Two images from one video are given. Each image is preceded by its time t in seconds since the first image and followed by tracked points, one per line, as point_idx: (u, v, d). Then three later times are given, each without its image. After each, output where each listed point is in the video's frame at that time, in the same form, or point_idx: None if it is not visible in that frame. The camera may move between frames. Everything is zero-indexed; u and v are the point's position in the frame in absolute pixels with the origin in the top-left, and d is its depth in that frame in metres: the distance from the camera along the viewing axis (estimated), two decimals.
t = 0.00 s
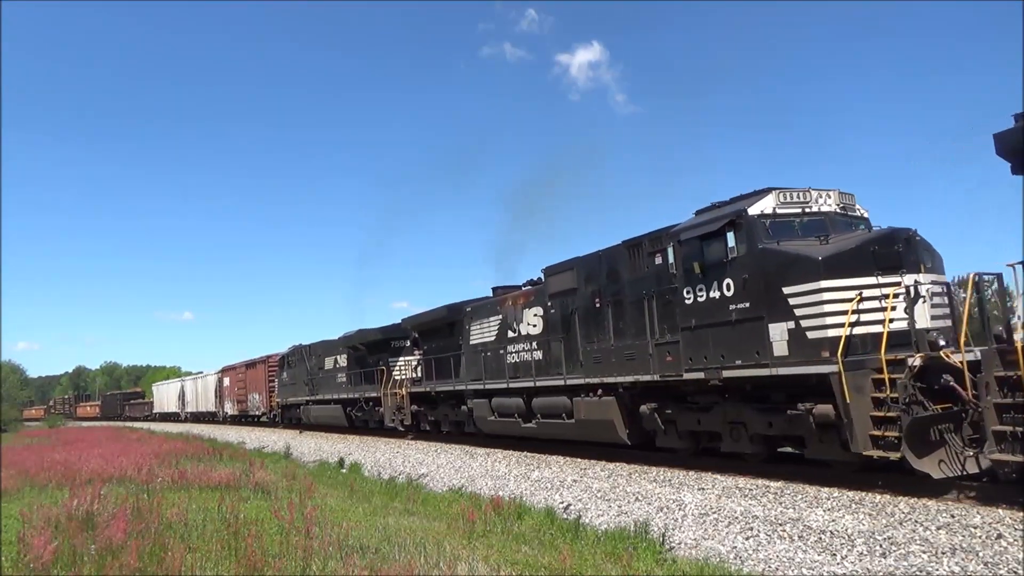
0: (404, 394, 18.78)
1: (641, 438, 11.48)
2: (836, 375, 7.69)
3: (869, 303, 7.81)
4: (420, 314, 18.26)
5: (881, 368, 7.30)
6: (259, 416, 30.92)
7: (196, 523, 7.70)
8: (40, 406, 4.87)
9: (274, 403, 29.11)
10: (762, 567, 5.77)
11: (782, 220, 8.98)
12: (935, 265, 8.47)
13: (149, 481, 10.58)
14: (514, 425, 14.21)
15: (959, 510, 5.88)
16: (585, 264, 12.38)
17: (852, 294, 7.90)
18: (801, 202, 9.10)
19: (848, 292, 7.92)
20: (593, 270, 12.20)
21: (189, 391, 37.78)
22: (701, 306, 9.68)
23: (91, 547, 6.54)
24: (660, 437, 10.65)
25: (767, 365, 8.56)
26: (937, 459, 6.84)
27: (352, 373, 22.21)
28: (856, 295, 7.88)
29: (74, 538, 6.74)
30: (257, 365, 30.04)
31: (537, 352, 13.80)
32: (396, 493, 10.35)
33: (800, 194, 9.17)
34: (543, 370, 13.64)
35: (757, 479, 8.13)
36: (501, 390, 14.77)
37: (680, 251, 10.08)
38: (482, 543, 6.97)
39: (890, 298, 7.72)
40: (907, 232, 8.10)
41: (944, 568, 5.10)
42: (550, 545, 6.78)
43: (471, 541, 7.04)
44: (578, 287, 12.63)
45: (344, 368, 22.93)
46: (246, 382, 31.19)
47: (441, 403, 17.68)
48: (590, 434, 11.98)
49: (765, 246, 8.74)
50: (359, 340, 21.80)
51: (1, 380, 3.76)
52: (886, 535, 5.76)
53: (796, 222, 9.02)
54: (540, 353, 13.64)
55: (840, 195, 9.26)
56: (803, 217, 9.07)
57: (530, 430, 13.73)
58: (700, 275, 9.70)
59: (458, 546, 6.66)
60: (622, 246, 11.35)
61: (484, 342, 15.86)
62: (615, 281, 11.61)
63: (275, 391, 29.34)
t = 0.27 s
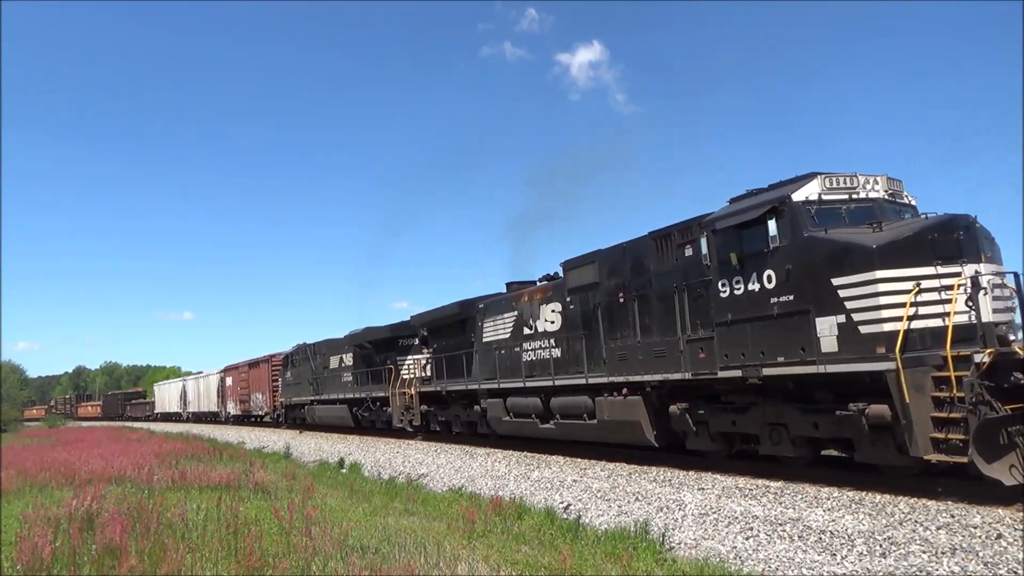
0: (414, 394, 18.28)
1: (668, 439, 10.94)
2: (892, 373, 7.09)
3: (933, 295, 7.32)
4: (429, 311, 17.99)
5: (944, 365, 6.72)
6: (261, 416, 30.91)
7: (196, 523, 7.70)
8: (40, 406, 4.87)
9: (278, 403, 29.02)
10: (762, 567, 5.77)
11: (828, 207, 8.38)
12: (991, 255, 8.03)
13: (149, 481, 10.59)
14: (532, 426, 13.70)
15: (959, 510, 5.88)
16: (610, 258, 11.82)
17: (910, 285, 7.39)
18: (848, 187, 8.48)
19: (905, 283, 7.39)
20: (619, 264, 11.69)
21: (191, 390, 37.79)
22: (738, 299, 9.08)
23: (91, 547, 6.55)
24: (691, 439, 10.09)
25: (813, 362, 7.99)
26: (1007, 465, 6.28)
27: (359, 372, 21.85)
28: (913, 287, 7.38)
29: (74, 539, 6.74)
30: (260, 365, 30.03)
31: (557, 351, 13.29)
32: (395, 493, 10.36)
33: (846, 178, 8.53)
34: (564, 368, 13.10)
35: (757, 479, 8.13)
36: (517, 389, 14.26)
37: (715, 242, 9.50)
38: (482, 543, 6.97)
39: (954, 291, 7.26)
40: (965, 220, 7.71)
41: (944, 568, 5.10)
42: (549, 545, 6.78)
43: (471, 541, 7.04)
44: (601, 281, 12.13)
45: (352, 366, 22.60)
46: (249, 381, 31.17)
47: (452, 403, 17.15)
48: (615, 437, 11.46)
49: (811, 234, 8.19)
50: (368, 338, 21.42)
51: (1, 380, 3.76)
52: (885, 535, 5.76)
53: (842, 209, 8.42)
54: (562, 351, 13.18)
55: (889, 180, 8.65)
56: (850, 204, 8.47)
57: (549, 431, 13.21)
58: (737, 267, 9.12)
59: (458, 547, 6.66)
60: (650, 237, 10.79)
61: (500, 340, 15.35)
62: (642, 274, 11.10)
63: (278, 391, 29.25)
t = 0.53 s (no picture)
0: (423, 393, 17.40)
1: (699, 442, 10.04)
2: (960, 370, 6.40)
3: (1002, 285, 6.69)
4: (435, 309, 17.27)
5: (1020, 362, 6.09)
6: (264, 416, 30.87)
7: (197, 523, 7.71)
8: (40, 406, 4.87)
9: (281, 403, 28.88)
10: (762, 567, 5.77)
11: (880, 192, 7.66)
12: None
13: (149, 481, 10.60)
14: (550, 427, 12.77)
15: (959, 510, 5.88)
16: (633, 249, 11.03)
17: (977, 276, 6.71)
18: (903, 170, 7.78)
19: (972, 273, 6.71)
20: (642, 256, 10.86)
21: (193, 390, 37.77)
22: (781, 291, 8.31)
23: (91, 547, 6.55)
24: (726, 441, 9.23)
25: (868, 360, 7.22)
26: None
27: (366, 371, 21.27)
28: (982, 278, 6.69)
29: (74, 539, 6.74)
30: (263, 364, 29.96)
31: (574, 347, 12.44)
32: (395, 493, 10.36)
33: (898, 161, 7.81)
34: (584, 367, 12.20)
35: (757, 479, 8.13)
36: (533, 388, 13.30)
37: (753, 230, 8.74)
38: (483, 543, 6.97)
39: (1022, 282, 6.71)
40: None
41: (944, 568, 5.10)
42: (549, 545, 6.78)
43: (471, 541, 7.04)
44: (623, 275, 11.27)
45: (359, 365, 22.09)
46: (252, 381, 31.10)
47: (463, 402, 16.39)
48: (641, 439, 10.56)
49: (865, 220, 7.45)
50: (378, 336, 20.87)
51: (1, 380, 3.75)
52: (886, 535, 5.76)
53: (896, 194, 7.70)
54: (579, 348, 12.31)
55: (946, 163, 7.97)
56: (904, 188, 7.76)
57: (568, 433, 12.30)
58: (778, 257, 8.36)
59: (458, 547, 6.66)
60: (679, 226, 10.02)
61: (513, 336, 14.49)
62: (668, 267, 10.29)
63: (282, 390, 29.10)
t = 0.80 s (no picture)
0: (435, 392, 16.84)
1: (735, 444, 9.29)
2: None
3: None
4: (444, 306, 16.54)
5: None
6: (267, 415, 30.82)
7: (197, 523, 7.71)
8: (40, 407, 4.86)
9: (284, 402, 28.82)
10: (762, 567, 5.77)
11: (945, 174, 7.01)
12: None
13: (149, 481, 10.60)
14: (570, 428, 12.02)
15: (959, 510, 5.88)
16: (662, 240, 10.38)
17: None
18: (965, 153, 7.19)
19: None
20: (672, 247, 10.19)
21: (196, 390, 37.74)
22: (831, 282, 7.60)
23: (92, 547, 6.55)
24: (765, 444, 8.50)
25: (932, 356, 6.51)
26: None
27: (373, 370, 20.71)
28: None
29: (75, 539, 6.73)
30: (267, 364, 29.89)
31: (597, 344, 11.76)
32: (396, 493, 10.36)
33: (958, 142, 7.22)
34: (607, 365, 11.50)
35: (757, 479, 8.13)
36: (552, 387, 12.62)
37: (800, 218, 8.07)
38: (483, 543, 6.97)
39: None
40: None
41: (944, 568, 5.10)
42: (550, 546, 6.78)
43: (472, 541, 7.05)
44: (649, 268, 10.60)
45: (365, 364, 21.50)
46: (256, 381, 31.01)
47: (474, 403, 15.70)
48: (671, 441, 9.83)
49: (928, 203, 6.78)
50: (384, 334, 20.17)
51: (1, 380, 3.75)
52: (886, 535, 5.76)
53: (960, 177, 7.04)
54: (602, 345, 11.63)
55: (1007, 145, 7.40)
56: (967, 169, 7.12)
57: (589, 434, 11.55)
58: (828, 245, 7.69)
59: (459, 547, 6.66)
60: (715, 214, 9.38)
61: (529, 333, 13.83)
62: (701, 259, 9.63)
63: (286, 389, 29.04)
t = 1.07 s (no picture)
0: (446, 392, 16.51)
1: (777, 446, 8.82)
2: None
3: None
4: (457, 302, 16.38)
5: None
6: (270, 416, 30.81)
7: (197, 523, 7.72)
8: (40, 406, 4.86)
9: (288, 403, 28.78)
10: (762, 567, 5.77)
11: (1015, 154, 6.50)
12: None
13: (149, 481, 10.61)
14: (593, 428, 11.53)
15: (959, 510, 5.88)
16: (696, 230, 9.93)
17: None
18: None
19: None
20: (706, 238, 9.76)
21: (198, 390, 37.74)
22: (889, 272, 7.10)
23: (91, 548, 6.55)
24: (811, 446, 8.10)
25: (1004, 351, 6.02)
26: None
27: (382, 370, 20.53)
28: None
29: (74, 539, 6.73)
30: (271, 363, 29.88)
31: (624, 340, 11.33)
32: (395, 493, 10.37)
33: None
34: (634, 362, 11.07)
35: (757, 479, 8.13)
36: (574, 386, 12.19)
37: (852, 203, 7.57)
38: (483, 543, 6.97)
39: None
40: None
41: (944, 568, 5.10)
42: (549, 545, 6.78)
43: (471, 541, 7.05)
44: (682, 260, 10.20)
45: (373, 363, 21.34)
46: (259, 381, 31.00)
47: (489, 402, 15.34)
48: (703, 442, 9.35)
49: (1001, 184, 6.28)
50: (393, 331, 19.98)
51: (1, 380, 3.75)
52: (885, 535, 5.76)
53: None
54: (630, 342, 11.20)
55: None
56: None
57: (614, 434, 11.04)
58: (884, 233, 7.20)
59: (459, 547, 6.66)
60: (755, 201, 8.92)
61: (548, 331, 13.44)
62: (738, 250, 9.21)
63: (290, 390, 29.01)
